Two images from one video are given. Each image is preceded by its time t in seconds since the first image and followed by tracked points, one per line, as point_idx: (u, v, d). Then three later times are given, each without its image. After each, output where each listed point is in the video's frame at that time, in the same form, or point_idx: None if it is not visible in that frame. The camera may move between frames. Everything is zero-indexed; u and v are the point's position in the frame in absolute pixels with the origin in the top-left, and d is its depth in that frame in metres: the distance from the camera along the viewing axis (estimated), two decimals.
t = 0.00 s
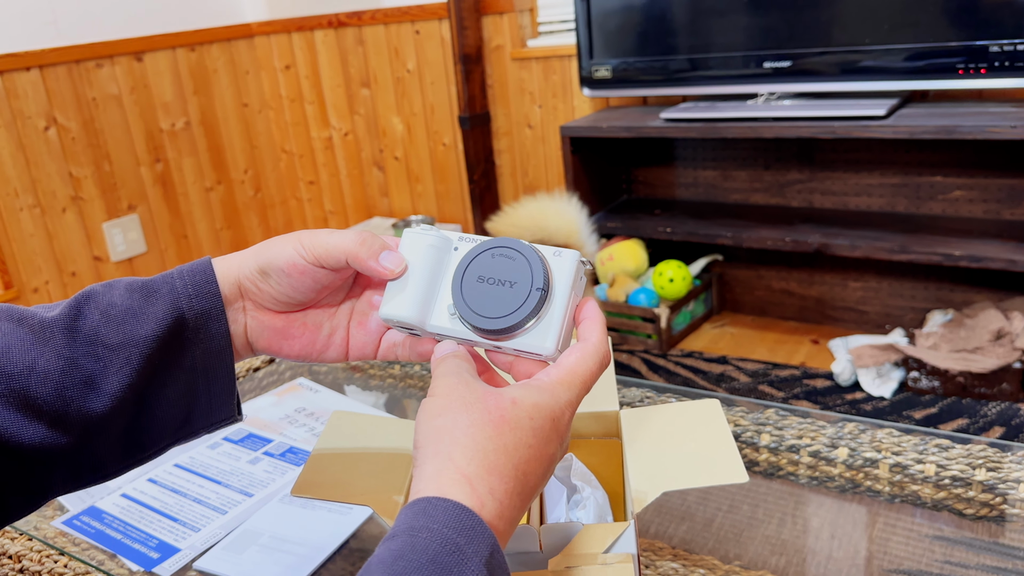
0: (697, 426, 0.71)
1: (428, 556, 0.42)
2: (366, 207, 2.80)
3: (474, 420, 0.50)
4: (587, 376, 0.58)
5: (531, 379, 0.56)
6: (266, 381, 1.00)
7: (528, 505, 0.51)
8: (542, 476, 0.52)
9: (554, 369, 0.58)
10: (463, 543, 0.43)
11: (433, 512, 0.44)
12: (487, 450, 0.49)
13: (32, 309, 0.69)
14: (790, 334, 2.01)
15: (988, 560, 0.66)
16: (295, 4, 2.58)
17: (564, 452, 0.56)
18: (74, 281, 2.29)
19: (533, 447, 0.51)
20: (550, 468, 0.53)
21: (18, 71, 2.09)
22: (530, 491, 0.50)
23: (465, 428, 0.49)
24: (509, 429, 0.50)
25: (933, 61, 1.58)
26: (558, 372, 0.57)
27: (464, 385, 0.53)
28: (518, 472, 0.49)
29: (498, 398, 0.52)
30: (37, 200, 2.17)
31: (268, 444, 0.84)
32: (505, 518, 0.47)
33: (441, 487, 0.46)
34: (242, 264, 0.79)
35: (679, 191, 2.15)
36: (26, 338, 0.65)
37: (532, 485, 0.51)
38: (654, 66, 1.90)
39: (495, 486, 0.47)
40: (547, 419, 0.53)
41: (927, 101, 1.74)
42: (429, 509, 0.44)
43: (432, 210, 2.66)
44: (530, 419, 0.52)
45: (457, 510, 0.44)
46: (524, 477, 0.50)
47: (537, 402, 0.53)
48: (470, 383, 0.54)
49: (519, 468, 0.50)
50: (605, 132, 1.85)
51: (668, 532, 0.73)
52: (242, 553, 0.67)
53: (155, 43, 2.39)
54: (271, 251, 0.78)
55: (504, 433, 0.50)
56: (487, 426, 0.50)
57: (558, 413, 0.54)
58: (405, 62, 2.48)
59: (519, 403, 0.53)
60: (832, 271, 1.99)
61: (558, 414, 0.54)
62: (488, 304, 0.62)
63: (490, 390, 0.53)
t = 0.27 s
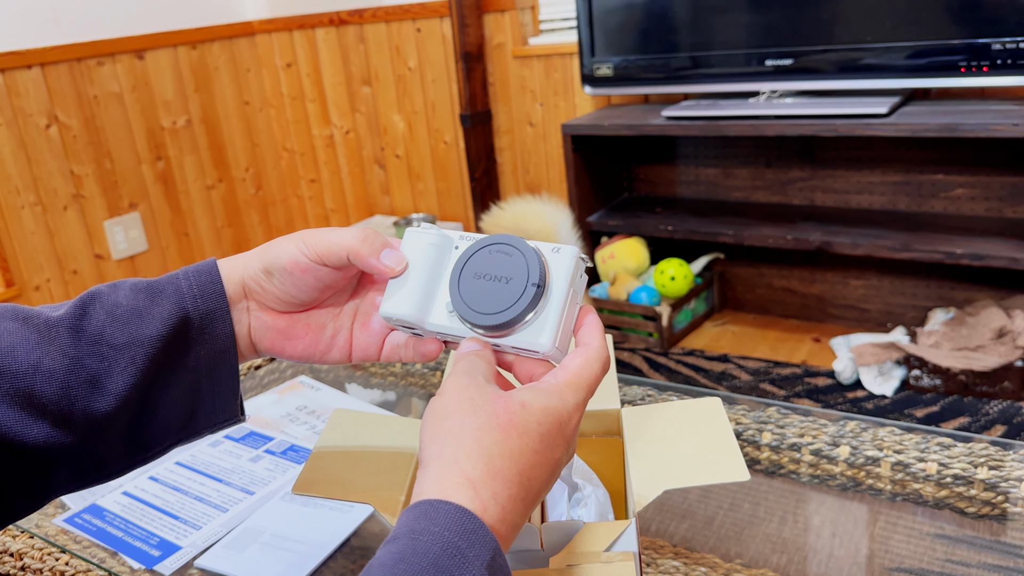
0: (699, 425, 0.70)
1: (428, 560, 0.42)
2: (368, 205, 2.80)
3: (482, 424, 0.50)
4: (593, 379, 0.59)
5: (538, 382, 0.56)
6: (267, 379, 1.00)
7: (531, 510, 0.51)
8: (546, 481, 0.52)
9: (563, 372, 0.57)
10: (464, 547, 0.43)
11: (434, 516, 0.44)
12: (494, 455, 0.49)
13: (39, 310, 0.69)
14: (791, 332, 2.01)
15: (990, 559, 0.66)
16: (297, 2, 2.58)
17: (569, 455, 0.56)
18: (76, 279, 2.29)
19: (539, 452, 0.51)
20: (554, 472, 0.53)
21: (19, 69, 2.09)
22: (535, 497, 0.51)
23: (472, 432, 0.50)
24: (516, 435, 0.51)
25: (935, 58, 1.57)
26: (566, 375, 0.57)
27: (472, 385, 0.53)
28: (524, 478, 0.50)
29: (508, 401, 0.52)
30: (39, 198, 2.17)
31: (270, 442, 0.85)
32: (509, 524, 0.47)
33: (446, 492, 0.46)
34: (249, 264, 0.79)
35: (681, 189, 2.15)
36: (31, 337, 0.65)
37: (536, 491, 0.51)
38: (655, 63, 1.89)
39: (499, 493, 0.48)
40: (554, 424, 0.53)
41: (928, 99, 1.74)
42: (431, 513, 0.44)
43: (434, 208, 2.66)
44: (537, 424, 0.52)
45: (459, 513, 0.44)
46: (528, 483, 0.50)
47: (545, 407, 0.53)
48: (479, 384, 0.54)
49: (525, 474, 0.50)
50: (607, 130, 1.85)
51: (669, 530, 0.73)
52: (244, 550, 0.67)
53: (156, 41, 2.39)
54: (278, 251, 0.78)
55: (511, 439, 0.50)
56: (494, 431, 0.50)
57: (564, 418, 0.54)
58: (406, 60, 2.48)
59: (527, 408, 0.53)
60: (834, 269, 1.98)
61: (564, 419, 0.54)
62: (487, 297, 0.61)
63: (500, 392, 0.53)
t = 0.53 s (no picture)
0: (701, 421, 0.70)
1: (433, 563, 0.43)
2: (369, 202, 2.81)
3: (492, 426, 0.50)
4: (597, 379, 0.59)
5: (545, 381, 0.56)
6: (269, 376, 1.00)
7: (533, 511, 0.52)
8: (549, 484, 0.53)
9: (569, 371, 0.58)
10: (470, 552, 0.44)
11: (440, 519, 0.45)
12: (502, 461, 0.49)
13: (45, 300, 0.69)
14: (793, 330, 2.00)
15: (992, 556, 0.66)
16: None
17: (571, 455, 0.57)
18: (77, 276, 2.30)
19: (544, 456, 0.52)
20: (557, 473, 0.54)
21: (21, 66, 2.09)
22: (539, 500, 0.51)
23: (481, 435, 0.50)
24: (526, 441, 0.51)
25: (937, 55, 1.57)
26: (571, 374, 0.57)
27: (482, 383, 0.53)
28: (529, 483, 0.50)
29: (519, 406, 0.52)
30: (40, 195, 2.17)
31: (271, 439, 0.85)
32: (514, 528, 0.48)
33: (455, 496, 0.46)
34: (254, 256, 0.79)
35: (682, 186, 2.15)
36: (37, 329, 0.65)
37: (540, 494, 0.51)
38: (657, 61, 1.89)
39: (506, 499, 0.48)
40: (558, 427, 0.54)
41: (931, 96, 1.73)
42: (437, 515, 0.45)
43: (435, 206, 2.66)
44: (545, 431, 0.52)
45: (465, 518, 0.45)
46: (534, 488, 0.51)
47: (552, 409, 0.54)
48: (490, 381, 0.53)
49: (530, 479, 0.50)
50: (608, 127, 1.85)
51: (670, 527, 0.73)
52: (244, 547, 0.67)
53: (157, 38, 2.39)
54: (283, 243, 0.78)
55: (520, 445, 0.50)
56: (504, 434, 0.50)
57: (568, 420, 0.55)
58: (408, 57, 2.48)
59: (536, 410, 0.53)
60: (835, 267, 1.98)
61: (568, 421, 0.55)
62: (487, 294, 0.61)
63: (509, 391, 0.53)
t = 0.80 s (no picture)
0: (701, 420, 0.70)
1: (406, 562, 0.41)
2: (370, 200, 2.79)
3: (471, 427, 0.48)
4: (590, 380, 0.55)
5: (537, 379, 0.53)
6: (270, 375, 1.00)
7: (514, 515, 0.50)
8: (531, 487, 0.50)
9: (561, 370, 0.54)
10: (443, 548, 0.42)
11: (412, 518, 0.43)
12: (479, 462, 0.47)
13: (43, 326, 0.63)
14: (795, 328, 2.00)
15: (994, 555, 0.66)
16: None
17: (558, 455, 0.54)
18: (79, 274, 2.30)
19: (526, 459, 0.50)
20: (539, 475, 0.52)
21: (22, 64, 2.09)
22: (520, 504, 0.49)
23: (460, 438, 0.47)
24: (511, 443, 0.49)
25: (940, 53, 1.56)
26: (562, 372, 0.54)
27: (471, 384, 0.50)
28: (509, 486, 0.48)
29: (508, 406, 0.50)
30: (42, 193, 2.18)
31: (272, 437, 0.85)
32: (490, 528, 0.46)
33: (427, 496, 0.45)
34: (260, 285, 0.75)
35: (684, 184, 2.14)
36: (33, 358, 0.60)
37: (519, 497, 0.49)
38: (659, 58, 1.88)
39: (482, 500, 0.46)
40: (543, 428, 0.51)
41: (933, 94, 1.73)
42: (409, 516, 0.43)
43: (437, 203, 2.65)
44: (530, 432, 0.50)
45: (436, 515, 0.43)
46: (513, 491, 0.48)
47: (538, 410, 0.51)
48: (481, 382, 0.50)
49: (509, 481, 0.48)
50: (610, 125, 1.85)
51: (671, 526, 0.73)
52: (244, 546, 0.67)
53: (159, 36, 2.39)
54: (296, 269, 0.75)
55: (500, 446, 0.48)
56: (483, 435, 0.48)
57: (556, 420, 0.52)
58: (409, 55, 2.47)
59: (520, 410, 0.50)
60: (838, 265, 1.98)
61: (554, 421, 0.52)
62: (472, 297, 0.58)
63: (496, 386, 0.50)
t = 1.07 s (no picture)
0: (703, 420, 0.71)
1: (296, 539, 0.31)
2: (372, 197, 2.78)
3: (345, 399, 0.35)
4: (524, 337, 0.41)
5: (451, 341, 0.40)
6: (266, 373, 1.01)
7: (434, 514, 0.36)
8: (452, 476, 0.36)
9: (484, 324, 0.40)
10: (334, 519, 0.31)
11: (297, 495, 0.32)
12: (356, 438, 0.34)
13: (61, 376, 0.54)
14: (797, 326, 2.00)
15: (996, 553, 0.66)
16: None
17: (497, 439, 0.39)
18: (81, 271, 2.30)
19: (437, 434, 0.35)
20: (468, 463, 0.37)
21: (24, 61, 2.09)
22: (429, 495, 0.35)
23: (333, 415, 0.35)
24: (406, 413, 0.35)
25: (943, 50, 1.56)
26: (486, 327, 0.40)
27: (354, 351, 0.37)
28: (406, 472, 0.34)
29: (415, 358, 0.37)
30: (44, 190, 2.18)
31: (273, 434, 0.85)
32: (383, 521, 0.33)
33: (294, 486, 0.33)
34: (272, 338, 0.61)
35: (687, 181, 2.14)
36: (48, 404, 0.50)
37: (432, 489, 0.35)
38: (661, 55, 1.88)
39: (364, 490, 0.33)
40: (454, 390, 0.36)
41: (937, 91, 1.72)
42: (294, 493, 0.32)
43: (439, 200, 2.65)
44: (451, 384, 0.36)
45: (319, 489, 0.32)
46: (416, 479, 0.34)
47: (446, 371, 0.37)
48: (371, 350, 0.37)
49: (405, 464, 0.34)
50: (612, 122, 1.84)
51: (673, 524, 0.73)
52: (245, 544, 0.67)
53: (161, 33, 2.38)
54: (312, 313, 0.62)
55: (385, 414, 0.34)
56: (359, 406, 0.35)
57: (477, 384, 0.38)
58: (411, 52, 2.47)
59: (417, 371, 0.36)
60: (840, 262, 1.97)
61: (475, 385, 0.38)
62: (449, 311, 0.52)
63: (387, 348, 0.37)
